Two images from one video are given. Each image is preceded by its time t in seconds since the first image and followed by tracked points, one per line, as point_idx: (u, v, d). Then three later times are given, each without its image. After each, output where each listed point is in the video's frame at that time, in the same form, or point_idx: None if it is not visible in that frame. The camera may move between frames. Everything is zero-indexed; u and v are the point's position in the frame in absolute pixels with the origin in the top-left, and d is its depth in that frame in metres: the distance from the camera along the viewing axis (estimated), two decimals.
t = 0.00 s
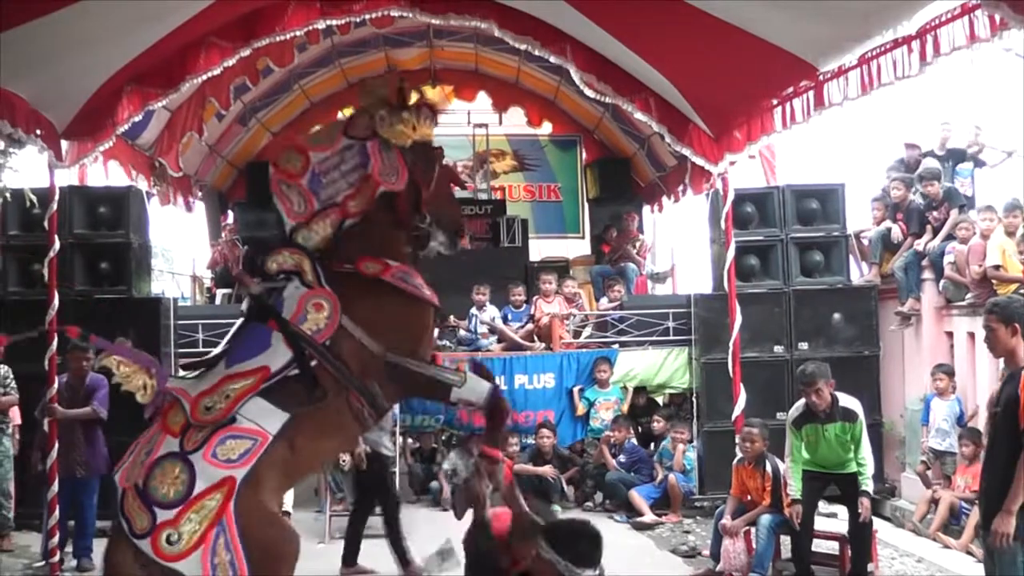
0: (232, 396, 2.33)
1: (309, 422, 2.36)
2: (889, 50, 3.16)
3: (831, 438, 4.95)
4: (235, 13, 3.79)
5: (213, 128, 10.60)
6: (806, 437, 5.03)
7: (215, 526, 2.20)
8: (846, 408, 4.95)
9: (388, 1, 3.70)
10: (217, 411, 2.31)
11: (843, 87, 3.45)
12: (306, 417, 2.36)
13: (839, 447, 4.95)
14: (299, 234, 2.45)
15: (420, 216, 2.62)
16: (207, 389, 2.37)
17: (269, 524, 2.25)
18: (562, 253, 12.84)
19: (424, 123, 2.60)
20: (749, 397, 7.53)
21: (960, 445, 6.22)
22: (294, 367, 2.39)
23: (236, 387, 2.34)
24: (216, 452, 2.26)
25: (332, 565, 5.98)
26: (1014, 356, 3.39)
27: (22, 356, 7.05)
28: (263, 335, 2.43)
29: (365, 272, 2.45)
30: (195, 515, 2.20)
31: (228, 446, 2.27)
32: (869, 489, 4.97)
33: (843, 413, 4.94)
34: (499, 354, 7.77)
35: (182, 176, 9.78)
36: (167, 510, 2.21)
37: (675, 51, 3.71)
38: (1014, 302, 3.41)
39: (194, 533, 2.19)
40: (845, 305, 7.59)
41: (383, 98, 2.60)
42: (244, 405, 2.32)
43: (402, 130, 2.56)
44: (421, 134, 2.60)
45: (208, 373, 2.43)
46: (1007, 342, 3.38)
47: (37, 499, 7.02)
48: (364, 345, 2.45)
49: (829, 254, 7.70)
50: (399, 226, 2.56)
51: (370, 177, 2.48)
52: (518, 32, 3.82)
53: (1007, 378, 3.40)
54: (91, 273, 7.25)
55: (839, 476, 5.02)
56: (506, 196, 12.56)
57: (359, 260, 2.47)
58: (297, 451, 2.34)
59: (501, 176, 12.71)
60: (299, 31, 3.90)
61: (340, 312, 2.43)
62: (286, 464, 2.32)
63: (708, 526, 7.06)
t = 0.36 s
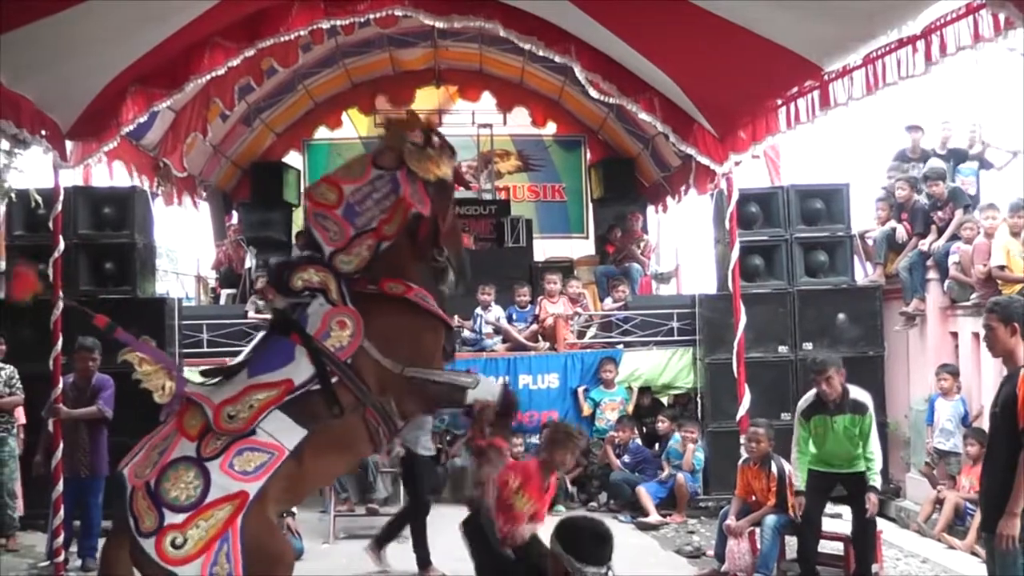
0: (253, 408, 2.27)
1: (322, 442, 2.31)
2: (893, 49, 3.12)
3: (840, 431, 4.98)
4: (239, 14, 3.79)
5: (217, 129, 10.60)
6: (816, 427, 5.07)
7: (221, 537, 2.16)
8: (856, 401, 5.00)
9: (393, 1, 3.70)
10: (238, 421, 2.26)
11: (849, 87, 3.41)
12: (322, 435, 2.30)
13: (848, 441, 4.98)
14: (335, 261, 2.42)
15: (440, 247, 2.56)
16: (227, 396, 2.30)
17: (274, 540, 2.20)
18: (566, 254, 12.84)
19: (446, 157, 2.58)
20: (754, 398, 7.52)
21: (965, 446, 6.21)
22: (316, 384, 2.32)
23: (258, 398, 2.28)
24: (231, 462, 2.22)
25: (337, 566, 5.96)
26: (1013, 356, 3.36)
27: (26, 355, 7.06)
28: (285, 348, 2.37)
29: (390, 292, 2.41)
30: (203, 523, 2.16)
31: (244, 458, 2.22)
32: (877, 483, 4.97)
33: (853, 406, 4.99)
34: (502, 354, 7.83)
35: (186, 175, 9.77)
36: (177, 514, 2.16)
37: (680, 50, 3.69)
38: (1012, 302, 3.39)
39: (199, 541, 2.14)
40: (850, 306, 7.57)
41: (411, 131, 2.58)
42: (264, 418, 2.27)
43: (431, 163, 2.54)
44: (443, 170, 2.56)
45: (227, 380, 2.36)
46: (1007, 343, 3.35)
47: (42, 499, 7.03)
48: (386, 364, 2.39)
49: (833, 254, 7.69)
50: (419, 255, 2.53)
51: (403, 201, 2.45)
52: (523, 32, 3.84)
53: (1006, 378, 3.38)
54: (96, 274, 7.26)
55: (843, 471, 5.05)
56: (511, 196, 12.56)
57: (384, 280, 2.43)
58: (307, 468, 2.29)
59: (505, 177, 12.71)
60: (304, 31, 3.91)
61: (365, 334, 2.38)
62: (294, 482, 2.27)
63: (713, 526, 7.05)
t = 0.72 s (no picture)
0: (291, 407, 2.21)
1: (346, 459, 2.25)
2: (898, 48, 3.10)
3: (856, 406, 4.66)
4: (243, 13, 3.79)
5: (221, 128, 10.60)
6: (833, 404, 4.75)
7: (239, 523, 2.09)
8: (878, 376, 4.71)
9: (397, 1, 3.70)
10: (275, 414, 2.19)
11: (852, 86, 3.40)
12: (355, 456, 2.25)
13: (862, 417, 4.65)
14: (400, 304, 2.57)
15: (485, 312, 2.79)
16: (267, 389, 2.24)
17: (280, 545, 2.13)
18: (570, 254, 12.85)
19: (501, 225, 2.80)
20: (757, 397, 7.53)
21: (968, 445, 6.21)
22: (356, 401, 2.27)
23: (298, 399, 2.22)
24: (261, 454, 2.15)
25: (341, 565, 5.95)
26: (1011, 355, 3.36)
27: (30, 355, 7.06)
28: (333, 359, 2.33)
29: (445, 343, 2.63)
30: (224, 505, 2.09)
31: (275, 452, 2.16)
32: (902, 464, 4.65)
33: (876, 380, 4.70)
34: (507, 353, 7.77)
35: (190, 174, 9.77)
36: (198, 492, 2.08)
37: (686, 49, 3.69)
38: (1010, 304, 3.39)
39: (217, 524, 2.07)
40: (854, 305, 7.53)
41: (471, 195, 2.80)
42: (299, 420, 2.21)
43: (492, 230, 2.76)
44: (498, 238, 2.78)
45: (267, 375, 2.29)
46: (1004, 343, 3.35)
47: (45, 499, 7.03)
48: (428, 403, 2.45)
49: (837, 254, 7.68)
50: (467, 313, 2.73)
51: (467, 261, 2.65)
52: (528, 31, 3.84)
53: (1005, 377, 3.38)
54: (100, 273, 7.26)
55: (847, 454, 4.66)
56: (515, 195, 12.55)
57: (440, 331, 2.63)
58: (325, 482, 2.21)
59: (509, 177, 12.71)
60: (308, 31, 3.91)
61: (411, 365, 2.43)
62: (312, 492, 2.20)
63: (717, 526, 7.05)
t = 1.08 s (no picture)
0: (330, 423, 2.50)
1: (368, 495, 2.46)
2: (902, 48, 3.15)
3: (852, 403, 4.33)
4: (247, 13, 3.79)
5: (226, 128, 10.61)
6: (827, 406, 4.40)
7: (255, 502, 2.35)
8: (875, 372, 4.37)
9: (402, 2, 3.70)
10: (317, 424, 2.50)
11: (858, 86, 3.42)
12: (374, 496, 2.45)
13: (858, 413, 4.32)
14: (462, 375, 2.70)
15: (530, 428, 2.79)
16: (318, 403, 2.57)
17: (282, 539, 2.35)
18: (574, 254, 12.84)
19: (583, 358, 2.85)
20: (762, 397, 7.52)
21: (972, 445, 6.21)
22: (392, 446, 2.50)
23: (340, 421, 2.52)
24: (294, 449, 2.43)
25: (346, 565, 5.95)
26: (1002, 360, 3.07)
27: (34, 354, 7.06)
28: (384, 404, 2.60)
29: (483, 428, 2.59)
30: (247, 482, 2.36)
31: (306, 454, 2.43)
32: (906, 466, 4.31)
33: (874, 377, 4.36)
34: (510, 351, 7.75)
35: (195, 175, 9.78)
36: (229, 462, 2.38)
37: (692, 50, 3.69)
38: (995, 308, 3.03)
39: (234, 496, 2.34)
40: (858, 306, 7.49)
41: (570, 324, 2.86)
42: (336, 437, 2.49)
43: (571, 350, 2.80)
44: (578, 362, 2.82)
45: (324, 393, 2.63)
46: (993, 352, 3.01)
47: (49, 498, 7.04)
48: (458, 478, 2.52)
49: (841, 254, 7.66)
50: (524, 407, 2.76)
51: (537, 360, 2.75)
52: (532, 32, 3.83)
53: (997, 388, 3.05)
54: (104, 273, 7.26)
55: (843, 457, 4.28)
56: (519, 195, 12.54)
57: (480, 415, 2.63)
58: (344, 506, 2.43)
59: (513, 176, 12.70)
60: (312, 30, 3.90)
61: (452, 436, 2.56)
62: (330, 507, 2.42)
63: (721, 526, 7.04)
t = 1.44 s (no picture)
0: (344, 418, 2.86)
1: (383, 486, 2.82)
2: (910, 50, 3.08)
3: (852, 399, 4.26)
4: (252, 16, 3.78)
5: (231, 132, 10.59)
6: (826, 406, 4.32)
7: (276, 490, 2.70)
8: (874, 366, 4.32)
9: (408, 5, 3.70)
10: (332, 418, 2.85)
11: (865, 88, 3.37)
12: (393, 484, 2.81)
13: (858, 409, 4.25)
14: (477, 375, 3.05)
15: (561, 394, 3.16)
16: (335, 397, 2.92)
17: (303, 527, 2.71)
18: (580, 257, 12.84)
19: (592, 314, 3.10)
20: (768, 400, 7.51)
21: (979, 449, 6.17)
22: (406, 438, 2.85)
23: (354, 415, 2.87)
24: (311, 439, 2.79)
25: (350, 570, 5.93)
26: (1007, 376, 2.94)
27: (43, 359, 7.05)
28: (400, 399, 2.95)
29: (500, 416, 2.95)
30: (266, 470, 2.72)
31: (322, 444, 2.78)
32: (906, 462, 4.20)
33: (872, 371, 4.31)
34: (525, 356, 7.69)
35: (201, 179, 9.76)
36: (247, 453, 2.73)
37: (698, 52, 3.67)
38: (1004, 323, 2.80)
39: (254, 486, 2.69)
40: (864, 309, 7.49)
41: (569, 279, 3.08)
42: (351, 431, 2.84)
43: (572, 311, 3.04)
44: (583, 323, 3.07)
45: (342, 387, 2.98)
46: (999, 371, 2.77)
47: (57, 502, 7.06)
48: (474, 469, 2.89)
49: (849, 258, 7.67)
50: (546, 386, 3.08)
51: (541, 335, 3.05)
52: (538, 35, 3.83)
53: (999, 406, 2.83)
54: (110, 278, 7.26)
55: (845, 452, 4.19)
56: (525, 198, 12.52)
57: (497, 403, 2.99)
58: (363, 496, 2.80)
59: (520, 179, 12.68)
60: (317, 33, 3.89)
61: (471, 429, 2.93)
62: (349, 496, 2.79)
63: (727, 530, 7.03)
